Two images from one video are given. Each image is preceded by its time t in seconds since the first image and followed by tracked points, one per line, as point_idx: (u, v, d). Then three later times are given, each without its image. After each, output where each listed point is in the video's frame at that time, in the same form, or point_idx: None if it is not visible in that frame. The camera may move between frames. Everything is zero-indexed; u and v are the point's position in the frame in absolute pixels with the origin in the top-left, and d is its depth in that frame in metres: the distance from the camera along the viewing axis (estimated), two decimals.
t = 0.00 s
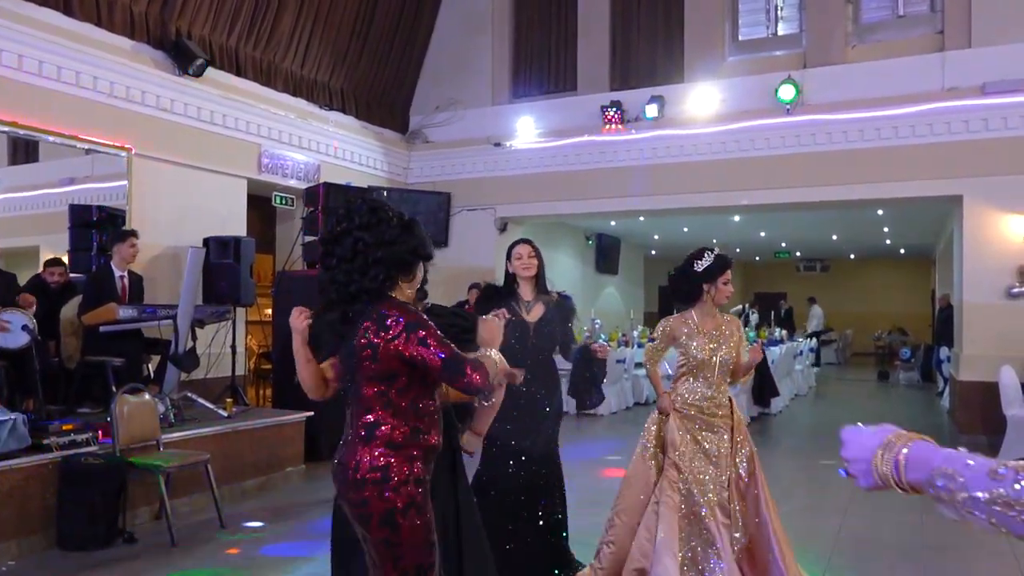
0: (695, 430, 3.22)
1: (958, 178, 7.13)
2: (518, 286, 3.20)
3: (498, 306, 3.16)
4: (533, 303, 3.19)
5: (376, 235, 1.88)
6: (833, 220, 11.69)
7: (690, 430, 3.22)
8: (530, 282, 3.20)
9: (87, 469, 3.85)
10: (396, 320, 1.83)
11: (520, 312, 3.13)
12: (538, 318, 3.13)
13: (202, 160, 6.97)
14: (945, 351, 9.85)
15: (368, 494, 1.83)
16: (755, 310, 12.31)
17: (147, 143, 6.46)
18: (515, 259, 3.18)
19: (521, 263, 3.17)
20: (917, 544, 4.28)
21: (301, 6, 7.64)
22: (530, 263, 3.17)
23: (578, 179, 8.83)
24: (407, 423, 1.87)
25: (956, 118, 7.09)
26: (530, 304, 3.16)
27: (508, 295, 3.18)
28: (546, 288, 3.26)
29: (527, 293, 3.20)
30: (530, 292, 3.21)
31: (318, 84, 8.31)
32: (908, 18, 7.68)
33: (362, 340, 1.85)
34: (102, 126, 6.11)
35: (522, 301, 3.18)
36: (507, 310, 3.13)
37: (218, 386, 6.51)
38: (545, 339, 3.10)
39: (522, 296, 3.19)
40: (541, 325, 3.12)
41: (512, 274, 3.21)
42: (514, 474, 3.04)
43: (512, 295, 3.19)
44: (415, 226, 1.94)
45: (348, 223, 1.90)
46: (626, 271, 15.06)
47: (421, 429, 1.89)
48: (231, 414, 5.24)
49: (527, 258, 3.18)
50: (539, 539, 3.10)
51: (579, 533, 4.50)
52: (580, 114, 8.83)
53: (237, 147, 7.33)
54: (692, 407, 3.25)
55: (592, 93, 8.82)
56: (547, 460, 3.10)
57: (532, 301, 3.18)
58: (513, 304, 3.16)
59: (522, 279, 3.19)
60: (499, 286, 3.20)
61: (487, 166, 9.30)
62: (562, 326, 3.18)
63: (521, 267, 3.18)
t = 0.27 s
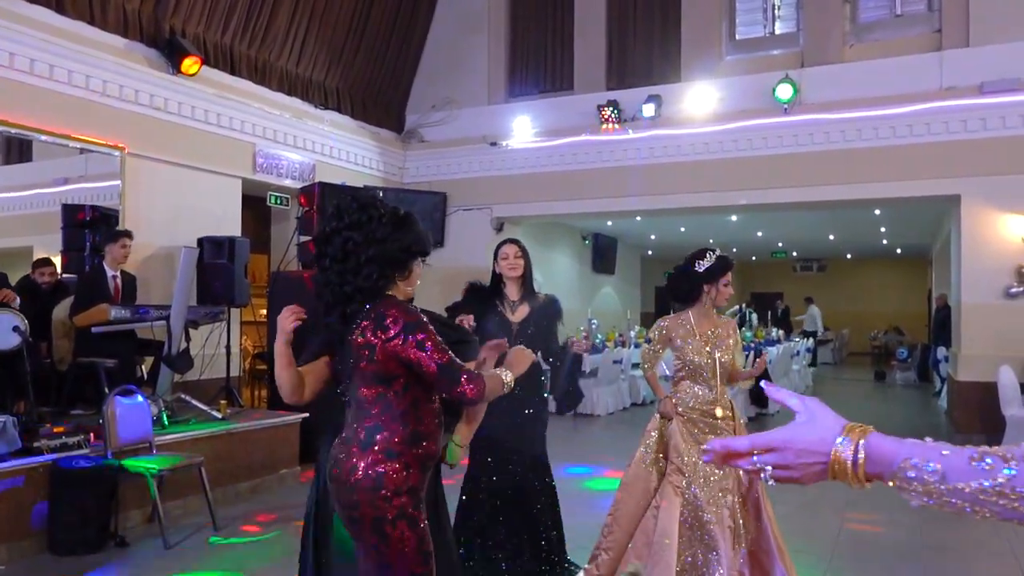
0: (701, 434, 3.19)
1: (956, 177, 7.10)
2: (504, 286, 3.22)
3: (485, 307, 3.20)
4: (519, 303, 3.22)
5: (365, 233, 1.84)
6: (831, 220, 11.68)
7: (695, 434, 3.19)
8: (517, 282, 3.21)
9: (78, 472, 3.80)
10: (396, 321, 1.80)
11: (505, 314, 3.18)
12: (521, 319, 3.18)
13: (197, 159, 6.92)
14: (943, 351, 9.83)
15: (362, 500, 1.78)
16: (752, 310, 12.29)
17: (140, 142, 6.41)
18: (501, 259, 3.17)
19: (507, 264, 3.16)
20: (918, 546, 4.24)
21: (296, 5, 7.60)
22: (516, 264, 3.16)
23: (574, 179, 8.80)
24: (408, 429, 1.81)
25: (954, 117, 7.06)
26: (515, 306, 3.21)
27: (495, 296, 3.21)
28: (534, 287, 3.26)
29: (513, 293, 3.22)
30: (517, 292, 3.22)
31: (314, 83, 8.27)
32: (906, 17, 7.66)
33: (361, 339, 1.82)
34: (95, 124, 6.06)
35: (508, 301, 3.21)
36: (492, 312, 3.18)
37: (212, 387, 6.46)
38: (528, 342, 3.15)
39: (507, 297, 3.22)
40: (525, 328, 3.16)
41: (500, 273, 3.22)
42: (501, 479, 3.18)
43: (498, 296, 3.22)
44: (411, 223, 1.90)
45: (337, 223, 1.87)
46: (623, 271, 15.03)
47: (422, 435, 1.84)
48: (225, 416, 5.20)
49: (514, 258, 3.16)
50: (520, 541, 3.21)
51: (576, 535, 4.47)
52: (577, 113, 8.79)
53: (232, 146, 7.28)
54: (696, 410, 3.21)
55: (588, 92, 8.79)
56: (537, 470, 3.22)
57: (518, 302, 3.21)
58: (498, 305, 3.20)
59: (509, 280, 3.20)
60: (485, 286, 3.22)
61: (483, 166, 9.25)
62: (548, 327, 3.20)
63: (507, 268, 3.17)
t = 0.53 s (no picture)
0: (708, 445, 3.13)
1: (956, 178, 7.07)
2: (490, 290, 3.14)
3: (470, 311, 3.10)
4: (505, 307, 3.15)
5: (359, 241, 1.75)
6: (830, 221, 11.65)
7: (702, 444, 3.13)
8: (503, 286, 3.14)
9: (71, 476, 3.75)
10: (384, 334, 1.72)
11: (492, 319, 3.10)
12: (509, 323, 3.11)
13: (192, 159, 6.87)
14: (943, 352, 9.81)
15: (368, 517, 1.72)
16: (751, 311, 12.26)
17: (136, 142, 6.36)
18: (487, 262, 3.09)
19: (494, 267, 3.09)
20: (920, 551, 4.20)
21: (293, 4, 7.55)
22: (503, 267, 3.09)
23: (573, 180, 8.76)
24: (406, 439, 1.75)
25: (954, 118, 7.03)
26: (502, 310, 3.13)
27: (480, 301, 3.12)
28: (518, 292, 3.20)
29: (498, 298, 3.14)
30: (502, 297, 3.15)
31: (311, 83, 8.22)
32: (906, 18, 7.62)
33: (353, 353, 1.75)
34: (91, 125, 6.01)
35: (494, 306, 3.12)
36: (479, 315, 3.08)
37: (207, 389, 6.41)
38: (516, 346, 3.07)
39: (494, 301, 3.14)
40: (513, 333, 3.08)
41: (485, 277, 3.14)
42: (508, 496, 3.20)
43: (484, 300, 3.13)
44: (410, 227, 1.82)
45: (329, 231, 1.77)
46: (621, 272, 15.01)
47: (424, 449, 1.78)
48: (220, 419, 5.15)
49: (501, 262, 3.09)
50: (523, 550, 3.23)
51: (575, 539, 4.42)
52: (575, 114, 8.75)
53: (228, 146, 7.23)
54: (702, 420, 3.16)
55: (587, 92, 8.75)
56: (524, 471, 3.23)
57: (504, 306, 3.14)
58: (485, 310, 3.11)
59: (495, 284, 3.12)
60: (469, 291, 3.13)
61: (481, 167, 9.21)
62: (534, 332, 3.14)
63: (493, 272, 3.09)
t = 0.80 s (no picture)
0: (706, 443, 3.10)
1: (958, 178, 7.05)
2: (480, 289, 3.09)
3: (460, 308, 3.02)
4: (496, 306, 3.09)
5: (381, 242, 1.79)
6: (830, 221, 11.62)
7: (701, 442, 3.11)
8: (494, 285, 3.10)
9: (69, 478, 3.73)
10: (423, 333, 1.75)
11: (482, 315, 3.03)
12: (502, 320, 3.04)
13: (191, 159, 6.84)
14: (944, 352, 9.78)
15: (381, 514, 1.79)
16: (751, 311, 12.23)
17: (134, 142, 6.33)
18: (478, 260, 3.07)
19: (485, 265, 3.06)
20: (923, 553, 4.18)
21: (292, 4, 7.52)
22: (495, 265, 3.08)
23: (573, 179, 8.73)
24: (430, 443, 1.79)
25: (956, 117, 7.01)
26: (493, 307, 3.07)
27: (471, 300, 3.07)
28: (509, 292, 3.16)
29: (489, 297, 3.09)
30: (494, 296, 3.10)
31: (310, 83, 8.19)
32: (907, 17, 7.60)
33: (386, 351, 1.78)
34: (89, 125, 5.98)
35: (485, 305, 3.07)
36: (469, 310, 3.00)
37: (206, 390, 6.38)
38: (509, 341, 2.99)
39: (485, 299, 3.09)
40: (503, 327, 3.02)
41: (476, 276, 3.11)
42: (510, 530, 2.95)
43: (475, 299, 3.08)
44: (432, 227, 1.85)
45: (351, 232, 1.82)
46: (621, 272, 14.97)
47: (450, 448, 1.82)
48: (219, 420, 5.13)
49: (492, 260, 3.08)
50: None
51: (575, 541, 4.40)
52: (575, 113, 8.72)
53: (227, 146, 7.21)
54: (702, 419, 3.13)
55: (587, 92, 8.73)
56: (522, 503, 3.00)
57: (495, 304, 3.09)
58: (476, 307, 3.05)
59: (486, 283, 3.09)
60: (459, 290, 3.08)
61: (480, 166, 9.18)
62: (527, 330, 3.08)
63: (485, 270, 3.07)
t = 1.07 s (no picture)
0: (708, 444, 3.07)
1: (956, 176, 7.03)
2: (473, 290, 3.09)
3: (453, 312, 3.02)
4: (488, 307, 3.08)
5: (406, 252, 1.76)
6: (828, 219, 11.61)
7: (701, 443, 3.08)
8: (487, 286, 3.09)
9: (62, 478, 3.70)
10: (457, 339, 1.75)
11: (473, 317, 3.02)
12: (492, 322, 3.03)
13: (187, 158, 6.81)
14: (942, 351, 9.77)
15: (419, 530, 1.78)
16: (749, 309, 12.21)
17: (129, 140, 6.30)
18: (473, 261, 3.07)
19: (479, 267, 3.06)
20: (923, 553, 4.16)
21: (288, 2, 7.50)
22: (488, 267, 3.07)
23: (571, 177, 8.71)
24: (464, 451, 1.78)
25: (954, 115, 6.99)
26: (485, 310, 3.06)
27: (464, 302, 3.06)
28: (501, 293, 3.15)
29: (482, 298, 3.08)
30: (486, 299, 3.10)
31: (307, 81, 8.17)
32: (906, 15, 7.57)
33: (415, 359, 1.76)
34: (84, 123, 5.95)
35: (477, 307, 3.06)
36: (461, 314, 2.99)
37: (203, 389, 6.36)
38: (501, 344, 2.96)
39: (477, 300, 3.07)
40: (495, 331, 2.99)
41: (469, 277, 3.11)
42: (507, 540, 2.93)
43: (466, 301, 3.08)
44: (453, 229, 1.84)
45: (372, 244, 1.79)
46: (620, 270, 14.96)
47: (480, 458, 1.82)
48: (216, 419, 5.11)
49: (487, 262, 3.07)
50: None
51: (572, 541, 4.38)
52: (573, 111, 8.70)
53: (223, 145, 7.18)
54: (702, 419, 3.11)
55: (585, 90, 8.70)
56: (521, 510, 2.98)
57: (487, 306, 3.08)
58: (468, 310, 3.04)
59: (478, 283, 3.08)
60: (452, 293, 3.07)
61: (478, 165, 9.16)
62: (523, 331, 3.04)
63: (478, 271, 3.07)
